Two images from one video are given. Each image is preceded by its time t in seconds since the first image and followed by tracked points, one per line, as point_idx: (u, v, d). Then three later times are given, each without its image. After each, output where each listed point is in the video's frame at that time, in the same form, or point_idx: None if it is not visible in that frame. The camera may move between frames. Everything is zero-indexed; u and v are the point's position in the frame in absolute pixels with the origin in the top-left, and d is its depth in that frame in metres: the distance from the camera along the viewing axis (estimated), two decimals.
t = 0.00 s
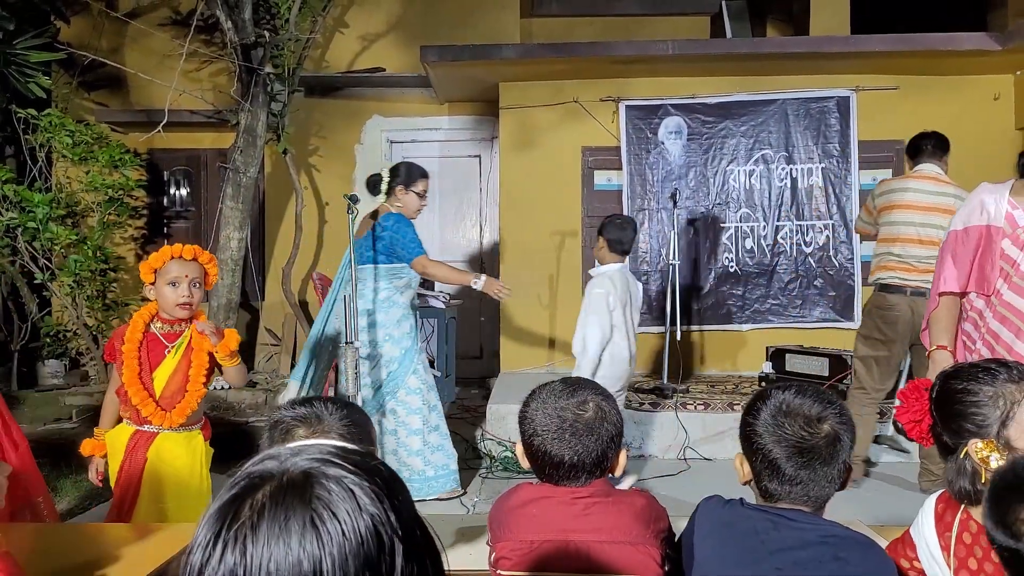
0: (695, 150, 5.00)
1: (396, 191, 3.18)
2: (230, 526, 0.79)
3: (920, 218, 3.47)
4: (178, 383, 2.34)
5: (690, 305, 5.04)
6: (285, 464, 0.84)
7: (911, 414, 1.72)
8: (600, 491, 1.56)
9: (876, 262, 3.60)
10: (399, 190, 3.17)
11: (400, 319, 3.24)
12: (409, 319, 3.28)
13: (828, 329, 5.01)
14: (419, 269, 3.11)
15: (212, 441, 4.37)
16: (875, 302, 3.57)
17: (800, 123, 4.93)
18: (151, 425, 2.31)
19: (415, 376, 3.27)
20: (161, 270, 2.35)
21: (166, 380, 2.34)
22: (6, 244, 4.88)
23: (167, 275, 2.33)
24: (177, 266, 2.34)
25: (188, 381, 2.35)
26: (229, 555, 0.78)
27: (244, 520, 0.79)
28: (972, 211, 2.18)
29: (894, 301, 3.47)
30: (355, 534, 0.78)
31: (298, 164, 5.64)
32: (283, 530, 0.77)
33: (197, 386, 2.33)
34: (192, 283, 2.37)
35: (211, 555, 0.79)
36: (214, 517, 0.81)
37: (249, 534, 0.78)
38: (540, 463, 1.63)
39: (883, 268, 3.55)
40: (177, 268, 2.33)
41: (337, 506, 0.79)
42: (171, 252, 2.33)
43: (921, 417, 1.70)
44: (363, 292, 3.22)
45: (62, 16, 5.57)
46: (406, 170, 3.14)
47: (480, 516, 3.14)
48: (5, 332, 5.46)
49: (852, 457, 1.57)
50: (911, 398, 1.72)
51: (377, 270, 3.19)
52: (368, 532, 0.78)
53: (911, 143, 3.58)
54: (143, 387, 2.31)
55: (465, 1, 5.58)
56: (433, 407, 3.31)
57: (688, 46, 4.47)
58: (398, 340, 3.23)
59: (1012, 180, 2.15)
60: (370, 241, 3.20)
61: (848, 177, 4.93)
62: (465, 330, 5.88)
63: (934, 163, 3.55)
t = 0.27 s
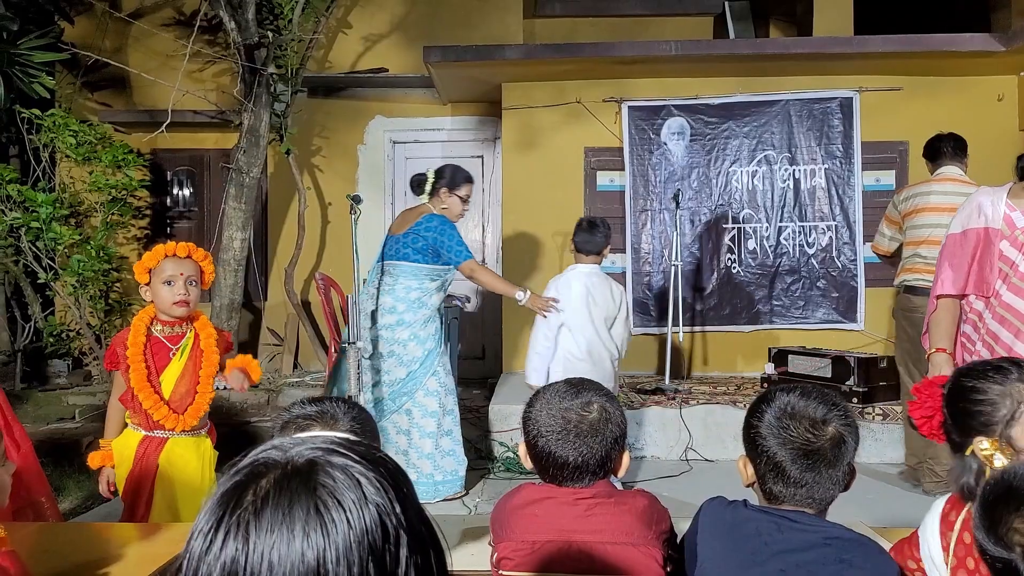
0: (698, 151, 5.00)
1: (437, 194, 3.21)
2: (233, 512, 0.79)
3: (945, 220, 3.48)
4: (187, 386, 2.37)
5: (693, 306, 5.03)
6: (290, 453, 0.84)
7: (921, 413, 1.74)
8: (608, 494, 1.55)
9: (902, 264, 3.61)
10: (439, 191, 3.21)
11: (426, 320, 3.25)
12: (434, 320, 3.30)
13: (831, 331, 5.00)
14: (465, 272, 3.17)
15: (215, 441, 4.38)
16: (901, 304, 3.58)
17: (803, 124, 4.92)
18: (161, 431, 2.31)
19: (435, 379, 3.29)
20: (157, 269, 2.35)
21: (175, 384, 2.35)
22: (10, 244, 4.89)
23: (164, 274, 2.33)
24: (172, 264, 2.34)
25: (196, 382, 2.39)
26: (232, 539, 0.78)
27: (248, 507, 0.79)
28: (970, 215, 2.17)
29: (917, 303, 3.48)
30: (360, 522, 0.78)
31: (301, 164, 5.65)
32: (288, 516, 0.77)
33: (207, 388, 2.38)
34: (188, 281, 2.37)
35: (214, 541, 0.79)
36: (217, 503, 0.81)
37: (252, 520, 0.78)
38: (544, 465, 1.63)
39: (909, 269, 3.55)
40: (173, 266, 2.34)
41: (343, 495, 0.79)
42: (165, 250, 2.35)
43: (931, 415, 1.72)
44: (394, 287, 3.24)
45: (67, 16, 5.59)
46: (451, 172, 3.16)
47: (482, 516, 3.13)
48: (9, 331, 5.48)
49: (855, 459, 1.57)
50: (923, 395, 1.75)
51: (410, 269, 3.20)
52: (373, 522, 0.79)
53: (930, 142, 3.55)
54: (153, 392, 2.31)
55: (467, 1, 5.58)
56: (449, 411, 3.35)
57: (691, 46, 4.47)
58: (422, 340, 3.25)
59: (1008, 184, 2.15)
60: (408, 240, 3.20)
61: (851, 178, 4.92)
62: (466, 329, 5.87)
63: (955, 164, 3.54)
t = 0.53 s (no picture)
0: (697, 152, 5.00)
1: (458, 198, 3.26)
2: (238, 506, 0.79)
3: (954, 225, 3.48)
4: (182, 386, 2.36)
5: (692, 308, 5.04)
6: (298, 449, 0.84)
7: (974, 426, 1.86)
8: (608, 497, 1.55)
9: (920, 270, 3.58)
10: (456, 198, 3.26)
11: (435, 322, 3.26)
12: (444, 322, 3.31)
13: (830, 332, 5.00)
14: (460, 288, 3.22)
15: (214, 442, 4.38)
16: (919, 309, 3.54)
17: (802, 126, 4.93)
18: (157, 432, 2.31)
19: (442, 381, 3.29)
20: (147, 266, 2.33)
21: (170, 384, 2.35)
22: (9, 243, 4.89)
23: (153, 271, 2.31)
24: (162, 262, 2.32)
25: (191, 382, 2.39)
26: (236, 532, 0.78)
27: (254, 500, 0.79)
28: (968, 216, 2.19)
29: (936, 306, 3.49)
30: (365, 520, 0.78)
31: (301, 164, 5.65)
32: (292, 511, 0.77)
33: (202, 388, 2.38)
34: (179, 279, 2.35)
35: (217, 534, 0.79)
36: (223, 495, 0.81)
37: (257, 513, 0.78)
38: (546, 464, 1.63)
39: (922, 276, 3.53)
40: (164, 263, 2.31)
41: (348, 492, 0.79)
42: (155, 247, 2.33)
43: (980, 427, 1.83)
44: (405, 288, 3.24)
45: (67, 16, 5.58)
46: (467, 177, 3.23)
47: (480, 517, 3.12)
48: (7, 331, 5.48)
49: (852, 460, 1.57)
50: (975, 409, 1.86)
51: (422, 269, 3.21)
52: (377, 520, 0.78)
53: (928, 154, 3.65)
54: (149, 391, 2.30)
55: (467, 2, 5.58)
56: (456, 415, 3.33)
57: (691, 48, 4.47)
58: (431, 342, 3.25)
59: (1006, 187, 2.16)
60: (422, 240, 3.23)
61: (850, 179, 4.93)
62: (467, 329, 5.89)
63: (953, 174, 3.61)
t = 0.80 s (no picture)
0: (697, 152, 5.00)
1: (468, 198, 3.23)
2: (233, 504, 0.80)
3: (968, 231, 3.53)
4: (177, 392, 2.36)
5: (692, 308, 5.04)
6: (294, 450, 0.84)
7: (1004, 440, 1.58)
8: (610, 492, 1.55)
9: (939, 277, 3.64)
10: (467, 198, 3.23)
11: (445, 324, 3.24)
12: (452, 323, 3.30)
13: (830, 332, 5.00)
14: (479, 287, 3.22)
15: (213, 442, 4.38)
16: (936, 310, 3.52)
17: (802, 126, 4.93)
18: (151, 439, 2.30)
19: (449, 382, 3.28)
20: (144, 268, 2.35)
21: (165, 390, 2.34)
22: (8, 244, 4.88)
23: (151, 273, 2.33)
24: (159, 263, 2.34)
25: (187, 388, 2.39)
26: (230, 532, 0.78)
27: (249, 499, 0.79)
28: (970, 215, 2.17)
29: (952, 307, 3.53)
30: (357, 520, 0.78)
31: (301, 165, 5.64)
32: (286, 511, 0.77)
33: (198, 394, 2.37)
34: (176, 280, 2.36)
35: (213, 532, 0.79)
36: (219, 495, 0.82)
37: (251, 512, 0.78)
38: (562, 462, 1.62)
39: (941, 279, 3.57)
40: (162, 265, 2.34)
41: (341, 492, 0.79)
42: (152, 249, 2.34)
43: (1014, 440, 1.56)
44: (415, 288, 3.21)
45: (66, 16, 5.57)
46: (475, 176, 3.18)
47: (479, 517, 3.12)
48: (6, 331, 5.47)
49: (848, 460, 1.57)
50: (1006, 421, 1.59)
51: (432, 269, 3.19)
52: (371, 520, 0.78)
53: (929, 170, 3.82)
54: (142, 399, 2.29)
55: (467, 2, 5.58)
56: (461, 416, 3.34)
57: (691, 48, 4.47)
58: (440, 343, 3.24)
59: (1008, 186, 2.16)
60: (432, 241, 3.21)
61: (850, 179, 4.93)
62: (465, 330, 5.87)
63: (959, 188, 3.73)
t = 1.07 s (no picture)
0: (696, 153, 5.01)
1: (476, 197, 3.24)
2: (233, 506, 0.79)
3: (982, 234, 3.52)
4: (194, 398, 2.31)
5: (691, 308, 5.04)
6: (293, 452, 0.84)
7: (992, 428, 1.53)
8: (618, 492, 1.54)
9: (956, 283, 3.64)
10: (473, 198, 3.24)
11: (450, 322, 3.18)
12: (461, 322, 3.23)
13: (829, 332, 5.00)
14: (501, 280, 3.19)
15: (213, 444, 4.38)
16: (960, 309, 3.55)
17: (801, 126, 4.93)
18: (167, 445, 2.24)
19: (457, 382, 3.21)
20: (167, 270, 2.29)
21: (183, 395, 2.29)
22: (7, 245, 4.88)
23: (173, 276, 2.27)
24: (182, 266, 2.28)
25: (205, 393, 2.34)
26: (231, 534, 0.78)
27: (249, 500, 0.79)
28: (971, 213, 2.13)
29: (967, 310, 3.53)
30: (356, 517, 0.78)
31: (300, 166, 5.63)
32: (285, 511, 0.77)
33: (216, 400, 2.32)
34: (199, 284, 2.31)
35: (213, 536, 0.79)
36: (220, 498, 0.81)
37: (251, 513, 0.78)
38: (581, 464, 1.59)
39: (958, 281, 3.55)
40: (186, 267, 2.28)
41: (340, 490, 0.79)
42: (176, 251, 2.29)
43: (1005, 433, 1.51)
44: (419, 287, 3.18)
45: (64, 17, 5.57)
46: (482, 176, 3.21)
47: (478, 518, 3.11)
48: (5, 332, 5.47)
49: (848, 458, 1.57)
50: (996, 411, 1.53)
51: (441, 268, 3.15)
52: (370, 517, 0.78)
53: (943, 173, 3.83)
54: (161, 404, 2.24)
55: (466, 3, 5.58)
56: (470, 417, 3.26)
57: (689, 48, 4.47)
58: (445, 342, 3.17)
59: (1010, 183, 2.12)
60: (442, 239, 3.19)
61: (849, 179, 4.93)
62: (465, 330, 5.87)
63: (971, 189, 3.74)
